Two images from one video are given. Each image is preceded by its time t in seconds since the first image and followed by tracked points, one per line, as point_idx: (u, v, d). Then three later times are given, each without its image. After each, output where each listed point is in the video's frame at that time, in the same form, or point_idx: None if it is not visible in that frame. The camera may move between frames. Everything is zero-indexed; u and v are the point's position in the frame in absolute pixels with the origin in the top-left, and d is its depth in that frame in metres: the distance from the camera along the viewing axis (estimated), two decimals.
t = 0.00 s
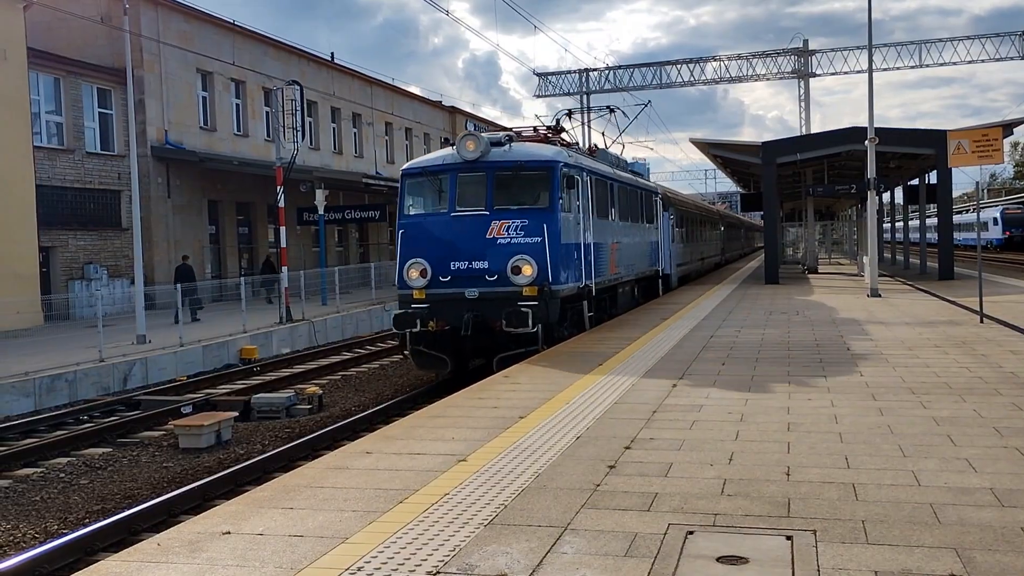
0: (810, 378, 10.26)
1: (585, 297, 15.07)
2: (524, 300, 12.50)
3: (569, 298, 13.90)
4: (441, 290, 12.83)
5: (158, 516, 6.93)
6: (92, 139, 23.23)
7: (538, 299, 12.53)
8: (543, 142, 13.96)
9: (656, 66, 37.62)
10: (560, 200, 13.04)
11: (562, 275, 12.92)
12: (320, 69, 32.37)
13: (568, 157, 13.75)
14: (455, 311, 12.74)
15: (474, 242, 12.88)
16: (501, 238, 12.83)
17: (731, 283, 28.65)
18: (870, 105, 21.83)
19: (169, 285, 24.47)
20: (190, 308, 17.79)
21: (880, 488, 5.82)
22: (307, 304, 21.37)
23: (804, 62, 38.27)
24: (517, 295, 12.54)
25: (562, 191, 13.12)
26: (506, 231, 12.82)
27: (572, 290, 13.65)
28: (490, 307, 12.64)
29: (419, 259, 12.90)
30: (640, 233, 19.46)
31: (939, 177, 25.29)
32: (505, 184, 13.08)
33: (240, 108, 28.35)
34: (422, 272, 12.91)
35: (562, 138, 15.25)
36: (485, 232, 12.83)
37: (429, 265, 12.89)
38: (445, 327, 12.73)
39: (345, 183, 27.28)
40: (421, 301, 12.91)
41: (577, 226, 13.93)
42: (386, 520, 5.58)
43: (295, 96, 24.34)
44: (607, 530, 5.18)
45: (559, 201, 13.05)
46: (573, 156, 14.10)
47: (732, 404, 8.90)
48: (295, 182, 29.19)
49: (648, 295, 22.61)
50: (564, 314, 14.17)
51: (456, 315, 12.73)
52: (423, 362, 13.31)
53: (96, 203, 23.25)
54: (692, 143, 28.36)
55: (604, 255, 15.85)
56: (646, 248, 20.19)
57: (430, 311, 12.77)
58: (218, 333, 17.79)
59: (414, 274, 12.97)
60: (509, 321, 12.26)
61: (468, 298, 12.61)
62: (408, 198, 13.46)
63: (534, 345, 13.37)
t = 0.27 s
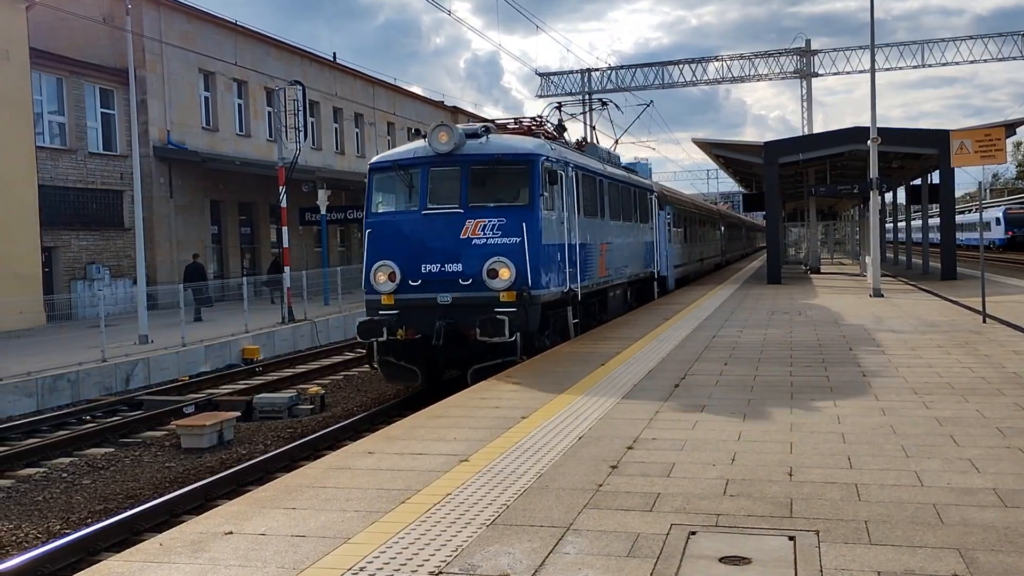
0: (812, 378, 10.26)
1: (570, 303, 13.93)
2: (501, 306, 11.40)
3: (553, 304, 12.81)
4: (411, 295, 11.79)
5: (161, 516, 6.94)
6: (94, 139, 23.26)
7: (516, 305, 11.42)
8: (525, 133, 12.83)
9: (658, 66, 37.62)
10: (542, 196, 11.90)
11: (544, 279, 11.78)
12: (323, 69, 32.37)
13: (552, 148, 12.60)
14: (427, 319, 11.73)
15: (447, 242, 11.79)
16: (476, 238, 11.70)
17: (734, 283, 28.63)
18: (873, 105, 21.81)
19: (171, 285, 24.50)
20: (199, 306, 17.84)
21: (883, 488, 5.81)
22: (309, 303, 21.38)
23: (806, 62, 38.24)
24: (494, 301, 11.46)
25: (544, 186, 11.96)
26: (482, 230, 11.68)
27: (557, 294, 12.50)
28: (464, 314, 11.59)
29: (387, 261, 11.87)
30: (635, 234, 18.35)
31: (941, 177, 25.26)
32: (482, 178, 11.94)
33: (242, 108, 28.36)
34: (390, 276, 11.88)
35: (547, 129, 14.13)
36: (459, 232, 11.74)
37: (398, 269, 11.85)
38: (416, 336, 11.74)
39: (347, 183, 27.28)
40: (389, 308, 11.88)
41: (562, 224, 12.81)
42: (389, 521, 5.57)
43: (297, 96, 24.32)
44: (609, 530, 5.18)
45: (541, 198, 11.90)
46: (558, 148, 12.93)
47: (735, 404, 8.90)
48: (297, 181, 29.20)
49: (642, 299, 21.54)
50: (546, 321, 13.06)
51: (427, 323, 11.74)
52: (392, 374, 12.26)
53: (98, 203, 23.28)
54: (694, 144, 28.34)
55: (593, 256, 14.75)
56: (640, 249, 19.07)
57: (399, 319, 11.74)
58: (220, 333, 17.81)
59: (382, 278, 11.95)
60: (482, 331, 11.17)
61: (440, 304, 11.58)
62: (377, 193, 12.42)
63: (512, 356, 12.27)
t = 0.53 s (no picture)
0: (817, 379, 10.24)
1: (552, 309, 12.95)
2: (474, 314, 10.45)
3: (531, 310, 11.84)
4: (375, 301, 10.81)
5: (165, 516, 6.95)
6: (98, 139, 23.31)
7: (491, 312, 10.47)
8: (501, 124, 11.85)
9: (661, 66, 37.58)
10: (519, 193, 10.93)
11: (522, 283, 10.82)
12: (326, 70, 32.40)
13: (531, 140, 11.63)
14: (394, 327, 10.77)
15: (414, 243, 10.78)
16: (446, 238, 10.71)
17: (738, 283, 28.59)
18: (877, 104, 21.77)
19: (175, 285, 24.54)
20: (211, 304, 18.08)
21: (888, 488, 5.81)
22: (313, 303, 21.40)
23: (810, 62, 38.18)
24: (467, 308, 10.50)
25: (521, 181, 10.98)
26: (453, 230, 10.70)
27: (536, 300, 11.53)
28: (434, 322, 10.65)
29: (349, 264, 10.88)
30: (626, 235, 17.36)
31: (946, 177, 25.20)
32: (453, 172, 10.97)
33: (246, 109, 28.38)
34: (352, 280, 10.89)
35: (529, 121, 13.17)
36: (427, 231, 10.74)
37: (361, 272, 10.87)
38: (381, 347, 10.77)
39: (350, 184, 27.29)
40: (351, 315, 10.90)
41: (543, 223, 11.85)
42: (393, 521, 5.57)
43: (301, 96, 24.33)
44: (614, 530, 5.18)
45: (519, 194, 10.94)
46: (538, 140, 11.96)
47: (739, 404, 8.89)
48: (301, 182, 29.22)
49: (637, 304, 20.51)
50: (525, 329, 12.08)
51: (392, 333, 10.78)
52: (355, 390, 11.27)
53: (102, 203, 23.33)
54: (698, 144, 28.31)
55: (578, 258, 13.75)
56: (633, 250, 18.06)
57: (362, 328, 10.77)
58: (224, 334, 17.83)
59: (343, 282, 10.95)
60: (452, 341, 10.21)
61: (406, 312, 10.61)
62: (339, 188, 11.41)
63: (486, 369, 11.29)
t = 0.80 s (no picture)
0: (823, 378, 10.22)
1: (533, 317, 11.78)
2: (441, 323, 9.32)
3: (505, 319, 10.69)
4: (330, 310, 9.69)
5: (171, 516, 6.97)
6: (105, 140, 23.39)
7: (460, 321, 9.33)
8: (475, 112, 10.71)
9: (666, 66, 37.55)
10: (492, 187, 9.80)
11: (494, 289, 9.68)
12: (332, 70, 32.45)
13: (506, 129, 10.49)
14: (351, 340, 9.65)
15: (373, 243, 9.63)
16: (409, 238, 9.53)
17: (744, 283, 28.56)
18: (883, 104, 21.74)
19: (181, 285, 24.61)
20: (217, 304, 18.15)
21: (894, 488, 5.79)
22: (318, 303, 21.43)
23: (815, 61, 38.14)
24: (433, 316, 9.36)
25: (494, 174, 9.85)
26: (417, 229, 9.55)
27: (512, 307, 10.39)
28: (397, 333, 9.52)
29: (301, 268, 9.77)
30: (619, 236, 16.25)
31: (952, 176, 25.13)
32: (419, 165, 9.84)
33: (251, 109, 28.43)
34: (305, 286, 9.77)
35: (508, 109, 12.05)
36: (389, 231, 9.59)
37: (315, 276, 9.73)
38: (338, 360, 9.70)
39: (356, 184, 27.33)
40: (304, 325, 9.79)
41: (521, 221, 10.72)
42: (399, 521, 5.57)
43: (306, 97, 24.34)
44: (620, 530, 5.18)
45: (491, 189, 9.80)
46: (515, 129, 10.81)
47: (745, 404, 8.88)
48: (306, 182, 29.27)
49: (633, 309, 19.49)
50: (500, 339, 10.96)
51: (350, 344, 9.66)
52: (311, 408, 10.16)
53: (109, 203, 23.39)
54: (703, 143, 28.31)
55: (562, 261, 12.63)
56: (627, 252, 16.96)
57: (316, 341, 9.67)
58: (230, 334, 17.87)
59: (294, 288, 9.82)
60: (414, 354, 9.07)
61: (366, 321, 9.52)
62: (293, 182, 10.29)
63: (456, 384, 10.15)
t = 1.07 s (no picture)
0: (833, 379, 10.19)
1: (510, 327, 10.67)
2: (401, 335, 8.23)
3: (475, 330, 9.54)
4: (273, 321, 8.59)
5: (181, 516, 7.00)
6: (115, 141, 23.51)
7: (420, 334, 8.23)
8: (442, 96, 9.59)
9: (675, 66, 37.49)
10: (460, 181, 8.70)
11: (461, 296, 8.58)
12: (341, 70, 32.52)
13: (478, 116, 9.38)
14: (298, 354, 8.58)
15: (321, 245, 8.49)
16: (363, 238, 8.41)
17: (754, 283, 28.53)
18: (893, 103, 21.67)
19: (191, 285, 24.72)
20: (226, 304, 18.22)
21: (905, 489, 5.77)
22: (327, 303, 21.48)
23: (825, 61, 38.03)
24: (391, 329, 8.25)
25: (461, 166, 8.74)
26: (373, 228, 8.42)
27: (483, 315, 9.28)
28: (350, 347, 8.42)
29: (241, 273, 8.67)
30: (611, 235, 15.17)
31: (963, 176, 25.03)
32: (376, 155, 8.72)
33: (261, 109, 28.52)
34: (245, 293, 8.66)
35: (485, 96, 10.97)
36: (340, 231, 8.46)
37: (256, 283, 8.62)
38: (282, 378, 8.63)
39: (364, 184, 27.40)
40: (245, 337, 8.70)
41: (494, 219, 9.64)
42: (408, 521, 5.57)
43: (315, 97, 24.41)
44: (629, 530, 5.18)
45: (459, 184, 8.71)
46: (488, 116, 9.71)
47: (755, 404, 8.86)
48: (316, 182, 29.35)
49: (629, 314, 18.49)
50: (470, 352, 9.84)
51: (299, 359, 8.58)
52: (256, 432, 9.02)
53: (119, 204, 23.50)
54: (712, 143, 28.28)
55: (546, 263, 11.55)
56: (620, 252, 15.87)
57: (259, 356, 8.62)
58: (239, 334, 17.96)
59: (233, 295, 8.71)
60: (367, 372, 7.96)
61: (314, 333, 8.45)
62: (236, 175, 9.17)
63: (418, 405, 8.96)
